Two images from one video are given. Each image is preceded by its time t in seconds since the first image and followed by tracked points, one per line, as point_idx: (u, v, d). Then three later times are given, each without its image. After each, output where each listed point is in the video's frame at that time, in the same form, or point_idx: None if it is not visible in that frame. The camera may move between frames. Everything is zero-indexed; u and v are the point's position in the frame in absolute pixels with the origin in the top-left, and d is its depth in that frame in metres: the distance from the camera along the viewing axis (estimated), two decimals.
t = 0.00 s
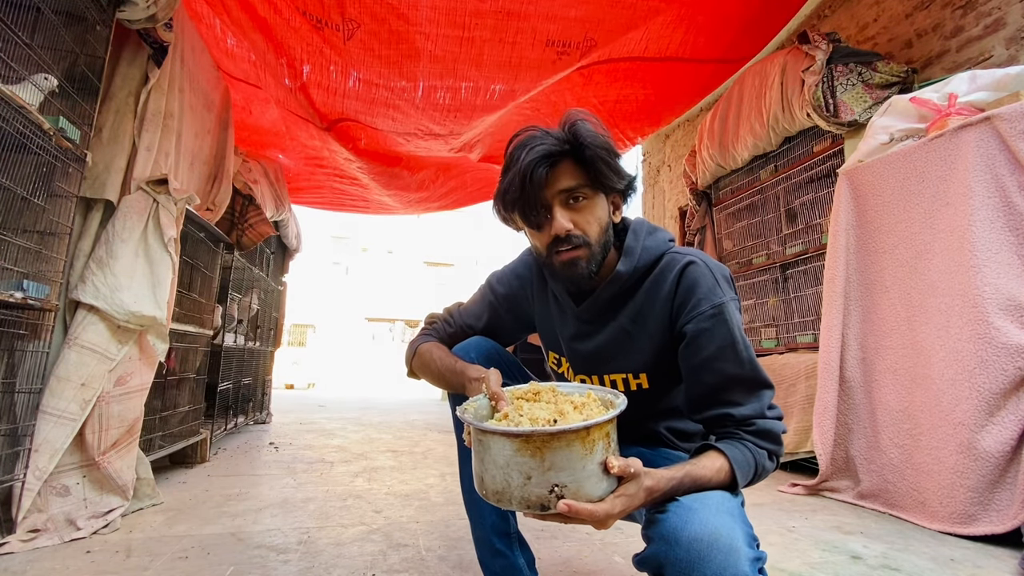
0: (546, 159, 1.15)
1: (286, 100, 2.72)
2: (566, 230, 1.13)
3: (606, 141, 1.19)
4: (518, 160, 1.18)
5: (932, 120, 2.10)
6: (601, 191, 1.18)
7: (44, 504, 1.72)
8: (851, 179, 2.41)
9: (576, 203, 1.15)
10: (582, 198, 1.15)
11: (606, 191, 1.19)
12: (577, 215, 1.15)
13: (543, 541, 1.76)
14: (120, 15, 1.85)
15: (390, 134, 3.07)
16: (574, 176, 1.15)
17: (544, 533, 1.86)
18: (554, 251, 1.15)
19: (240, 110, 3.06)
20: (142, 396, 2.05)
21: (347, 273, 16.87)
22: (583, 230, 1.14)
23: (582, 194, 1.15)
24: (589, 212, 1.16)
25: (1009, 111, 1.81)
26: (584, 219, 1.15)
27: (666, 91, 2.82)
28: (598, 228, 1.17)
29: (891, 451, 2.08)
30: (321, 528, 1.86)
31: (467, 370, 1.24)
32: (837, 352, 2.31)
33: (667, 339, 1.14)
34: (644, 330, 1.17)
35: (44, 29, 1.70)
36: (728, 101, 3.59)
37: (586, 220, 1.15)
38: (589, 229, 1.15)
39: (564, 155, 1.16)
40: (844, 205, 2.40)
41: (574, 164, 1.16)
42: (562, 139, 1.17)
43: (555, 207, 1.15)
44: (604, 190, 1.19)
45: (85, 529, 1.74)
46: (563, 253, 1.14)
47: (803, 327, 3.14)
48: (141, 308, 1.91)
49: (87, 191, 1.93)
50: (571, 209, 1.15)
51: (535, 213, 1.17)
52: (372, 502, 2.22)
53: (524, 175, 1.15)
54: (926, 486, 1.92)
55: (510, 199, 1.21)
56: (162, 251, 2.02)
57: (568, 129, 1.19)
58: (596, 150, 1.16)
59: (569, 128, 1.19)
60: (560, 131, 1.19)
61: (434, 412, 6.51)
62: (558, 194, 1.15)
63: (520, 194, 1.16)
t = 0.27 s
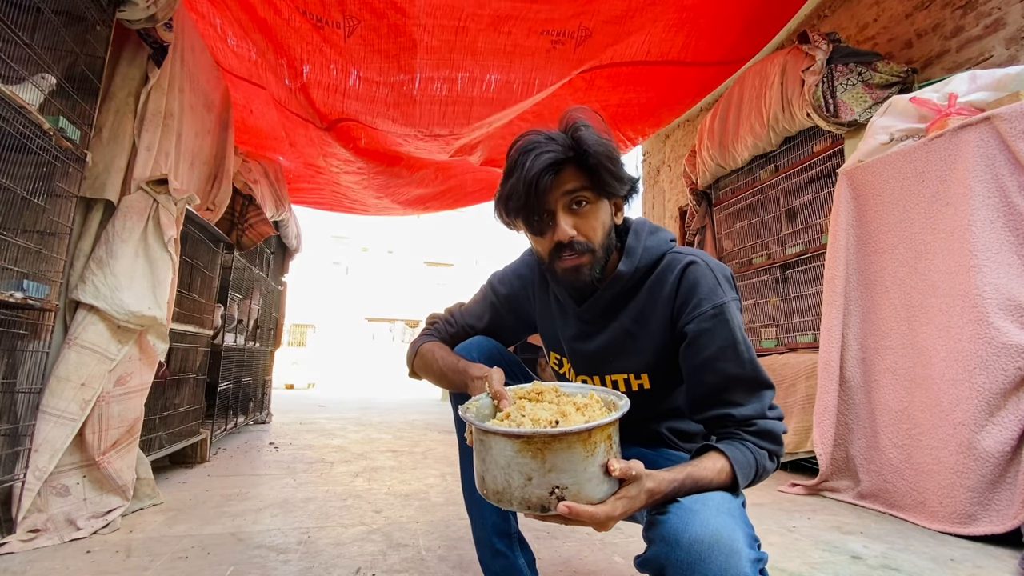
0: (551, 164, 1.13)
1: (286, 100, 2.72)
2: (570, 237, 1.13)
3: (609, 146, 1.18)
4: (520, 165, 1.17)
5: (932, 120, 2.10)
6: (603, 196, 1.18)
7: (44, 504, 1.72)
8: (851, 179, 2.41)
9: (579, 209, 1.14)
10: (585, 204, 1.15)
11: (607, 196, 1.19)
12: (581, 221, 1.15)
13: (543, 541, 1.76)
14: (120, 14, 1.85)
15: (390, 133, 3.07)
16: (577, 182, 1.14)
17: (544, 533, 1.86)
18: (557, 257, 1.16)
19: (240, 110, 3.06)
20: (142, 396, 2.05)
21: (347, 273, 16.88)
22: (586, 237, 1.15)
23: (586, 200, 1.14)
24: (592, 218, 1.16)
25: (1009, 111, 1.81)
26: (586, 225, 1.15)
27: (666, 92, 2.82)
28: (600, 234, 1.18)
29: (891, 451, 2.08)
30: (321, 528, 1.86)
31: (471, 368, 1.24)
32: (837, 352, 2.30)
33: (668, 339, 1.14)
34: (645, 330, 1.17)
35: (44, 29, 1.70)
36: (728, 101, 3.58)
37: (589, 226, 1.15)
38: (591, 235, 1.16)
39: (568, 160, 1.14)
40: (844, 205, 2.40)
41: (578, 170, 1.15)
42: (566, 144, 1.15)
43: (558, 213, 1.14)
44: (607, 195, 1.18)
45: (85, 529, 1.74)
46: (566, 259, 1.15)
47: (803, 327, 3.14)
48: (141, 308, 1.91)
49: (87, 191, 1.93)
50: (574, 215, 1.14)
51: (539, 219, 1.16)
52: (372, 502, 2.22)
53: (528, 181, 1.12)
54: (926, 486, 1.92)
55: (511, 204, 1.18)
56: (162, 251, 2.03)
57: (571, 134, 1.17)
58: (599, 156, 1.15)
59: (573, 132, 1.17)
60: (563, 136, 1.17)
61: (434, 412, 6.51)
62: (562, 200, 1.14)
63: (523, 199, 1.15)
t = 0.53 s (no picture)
0: (548, 164, 1.13)
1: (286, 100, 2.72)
2: (567, 237, 1.13)
3: (606, 146, 1.18)
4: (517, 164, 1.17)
5: (932, 120, 2.10)
6: (600, 196, 1.18)
7: (44, 504, 1.72)
8: (850, 179, 2.41)
9: (576, 209, 1.14)
10: (582, 203, 1.15)
11: (605, 196, 1.19)
12: (578, 221, 1.15)
13: (543, 541, 1.76)
14: (120, 15, 1.85)
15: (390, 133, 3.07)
16: (575, 181, 1.14)
17: (544, 533, 1.86)
18: (554, 257, 1.16)
19: (240, 110, 3.06)
20: (142, 396, 2.05)
21: (347, 273, 16.88)
22: (584, 236, 1.15)
23: (583, 201, 1.15)
24: (589, 217, 1.16)
25: (1009, 111, 1.81)
26: (584, 224, 1.15)
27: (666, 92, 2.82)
28: (597, 234, 1.18)
29: (892, 451, 2.08)
30: (321, 528, 1.86)
31: (471, 369, 1.24)
32: (837, 352, 2.30)
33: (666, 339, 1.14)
34: (644, 330, 1.17)
35: (44, 29, 1.70)
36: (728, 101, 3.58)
37: (586, 226, 1.15)
38: (589, 234, 1.16)
39: (565, 160, 1.15)
40: (844, 205, 2.40)
41: (575, 169, 1.15)
42: (562, 144, 1.16)
43: (555, 213, 1.14)
44: (604, 195, 1.19)
45: (85, 529, 1.74)
46: (563, 258, 1.15)
47: (803, 327, 3.14)
48: (141, 308, 1.91)
49: (87, 191, 1.93)
50: (571, 215, 1.14)
51: (536, 218, 1.16)
52: (372, 502, 2.22)
53: (525, 180, 1.13)
54: (926, 486, 1.92)
55: (508, 204, 1.19)
56: (162, 251, 2.03)
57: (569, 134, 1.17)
58: (597, 156, 1.15)
59: (570, 132, 1.18)
60: (560, 136, 1.17)
61: (434, 412, 6.51)
62: (559, 200, 1.14)
63: (520, 199, 1.15)
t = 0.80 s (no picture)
0: (548, 160, 1.13)
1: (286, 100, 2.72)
2: (566, 234, 1.13)
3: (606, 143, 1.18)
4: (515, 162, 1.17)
5: (932, 120, 2.10)
6: (599, 193, 1.18)
7: (44, 504, 1.72)
8: (850, 179, 2.41)
9: (576, 206, 1.15)
10: (582, 200, 1.15)
11: (604, 193, 1.19)
12: (576, 218, 1.15)
13: (543, 541, 1.76)
14: (119, 15, 1.85)
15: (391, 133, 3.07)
16: (573, 178, 1.14)
17: (544, 533, 1.86)
18: (552, 254, 1.16)
19: (240, 110, 3.06)
20: (142, 396, 2.05)
21: (347, 273, 16.88)
22: (582, 233, 1.15)
23: (581, 198, 1.15)
24: (588, 214, 1.16)
25: (1009, 111, 1.80)
26: (583, 222, 1.15)
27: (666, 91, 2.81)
28: (597, 231, 1.18)
29: (892, 451, 2.08)
30: (321, 528, 1.86)
31: (470, 371, 1.24)
32: (837, 352, 2.30)
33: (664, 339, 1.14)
34: (641, 331, 1.17)
35: (44, 29, 1.70)
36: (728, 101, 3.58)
37: (585, 223, 1.15)
38: (588, 231, 1.16)
39: (564, 156, 1.15)
40: (844, 206, 2.40)
41: (574, 166, 1.15)
42: (562, 140, 1.16)
43: (554, 210, 1.14)
44: (603, 193, 1.19)
45: (85, 529, 1.74)
46: (561, 255, 1.15)
47: (803, 327, 3.14)
48: (141, 308, 1.91)
49: (87, 191, 1.93)
50: (570, 212, 1.14)
51: (534, 215, 1.16)
52: (372, 502, 2.22)
53: (523, 177, 1.13)
54: (927, 486, 1.92)
55: (506, 201, 1.19)
56: (162, 252, 2.03)
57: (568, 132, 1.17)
58: (596, 153, 1.15)
59: (570, 128, 1.17)
60: (560, 132, 1.17)
61: (434, 412, 6.51)
62: (558, 197, 1.14)
63: (519, 196, 1.15)
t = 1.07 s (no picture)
0: (549, 143, 1.17)
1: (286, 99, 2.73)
2: (567, 215, 1.16)
3: (608, 128, 1.21)
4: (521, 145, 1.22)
5: (932, 120, 2.10)
6: (601, 178, 1.21)
7: (44, 504, 1.72)
8: (851, 179, 2.41)
9: (577, 189, 1.17)
10: (583, 184, 1.18)
11: (606, 178, 1.21)
12: (579, 200, 1.17)
13: (543, 541, 1.76)
14: (119, 15, 1.85)
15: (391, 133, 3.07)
16: (576, 161, 1.18)
17: (544, 533, 1.86)
18: (553, 235, 1.19)
19: (240, 110, 3.06)
20: (142, 396, 2.05)
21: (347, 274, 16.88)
22: (584, 215, 1.17)
23: (584, 180, 1.17)
24: (590, 198, 1.18)
25: (1009, 111, 1.80)
26: (584, 204, 1.18)
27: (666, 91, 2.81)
28: (598, 214, 1.20)
29: (892, 451, 2.07)
30: (321, 528, 1.86)
31: (471, 371, 1.24)
32: (837, 352, 2.30)
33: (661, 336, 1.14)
34: (638, 327, 1.17)
35: (44, 29, 1.70)
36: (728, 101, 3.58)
37: (586, 205, 1.18)
38: (589, 214, 1.18)
39: (566, 140, 1.19)
40: (844, 206, 2.40)
41: (575, 150, 1.19)
42: (564, 125, 1.20)
43: (556, 191, 1.17)
44: (605, 177, 1.21)
45: (85, 529, 1.74)
46: (561, 237, 1.18)
47: (803, 327, 3.14)
48: (141, 307, 1.91)
49: (87, 191, 1.93)
50: (571, 194, 1.17)
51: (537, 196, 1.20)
52: (372, 502, 2.22)
53: (525, 159, 1.18)
54: (927, 486, 1.92)
55: (510, 184, 1.24)
56: (162, 252, 2.03)
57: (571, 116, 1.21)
58: (598, 137, 1.19)
59: (572, 114, 1.21)
60: (562, 117, 1.21)
61: (434, 412, 6.52)
62: (559, 180, 1.17)
63: (523, 177, 1.19)
